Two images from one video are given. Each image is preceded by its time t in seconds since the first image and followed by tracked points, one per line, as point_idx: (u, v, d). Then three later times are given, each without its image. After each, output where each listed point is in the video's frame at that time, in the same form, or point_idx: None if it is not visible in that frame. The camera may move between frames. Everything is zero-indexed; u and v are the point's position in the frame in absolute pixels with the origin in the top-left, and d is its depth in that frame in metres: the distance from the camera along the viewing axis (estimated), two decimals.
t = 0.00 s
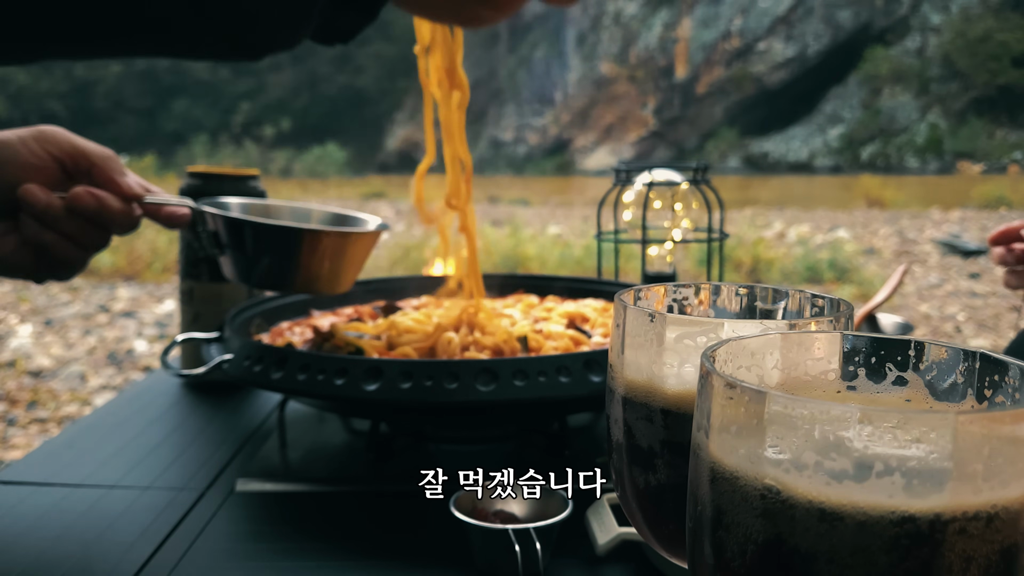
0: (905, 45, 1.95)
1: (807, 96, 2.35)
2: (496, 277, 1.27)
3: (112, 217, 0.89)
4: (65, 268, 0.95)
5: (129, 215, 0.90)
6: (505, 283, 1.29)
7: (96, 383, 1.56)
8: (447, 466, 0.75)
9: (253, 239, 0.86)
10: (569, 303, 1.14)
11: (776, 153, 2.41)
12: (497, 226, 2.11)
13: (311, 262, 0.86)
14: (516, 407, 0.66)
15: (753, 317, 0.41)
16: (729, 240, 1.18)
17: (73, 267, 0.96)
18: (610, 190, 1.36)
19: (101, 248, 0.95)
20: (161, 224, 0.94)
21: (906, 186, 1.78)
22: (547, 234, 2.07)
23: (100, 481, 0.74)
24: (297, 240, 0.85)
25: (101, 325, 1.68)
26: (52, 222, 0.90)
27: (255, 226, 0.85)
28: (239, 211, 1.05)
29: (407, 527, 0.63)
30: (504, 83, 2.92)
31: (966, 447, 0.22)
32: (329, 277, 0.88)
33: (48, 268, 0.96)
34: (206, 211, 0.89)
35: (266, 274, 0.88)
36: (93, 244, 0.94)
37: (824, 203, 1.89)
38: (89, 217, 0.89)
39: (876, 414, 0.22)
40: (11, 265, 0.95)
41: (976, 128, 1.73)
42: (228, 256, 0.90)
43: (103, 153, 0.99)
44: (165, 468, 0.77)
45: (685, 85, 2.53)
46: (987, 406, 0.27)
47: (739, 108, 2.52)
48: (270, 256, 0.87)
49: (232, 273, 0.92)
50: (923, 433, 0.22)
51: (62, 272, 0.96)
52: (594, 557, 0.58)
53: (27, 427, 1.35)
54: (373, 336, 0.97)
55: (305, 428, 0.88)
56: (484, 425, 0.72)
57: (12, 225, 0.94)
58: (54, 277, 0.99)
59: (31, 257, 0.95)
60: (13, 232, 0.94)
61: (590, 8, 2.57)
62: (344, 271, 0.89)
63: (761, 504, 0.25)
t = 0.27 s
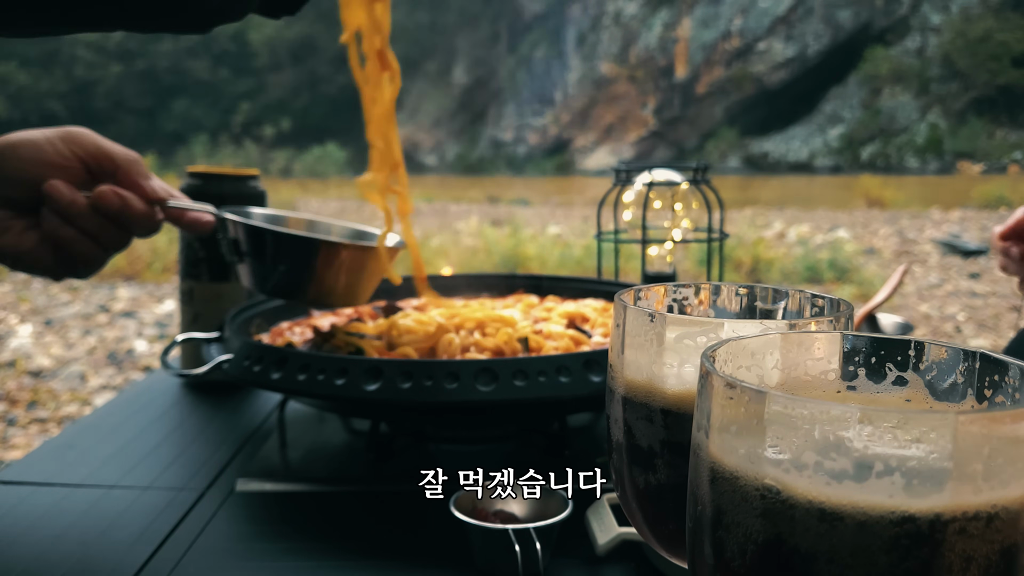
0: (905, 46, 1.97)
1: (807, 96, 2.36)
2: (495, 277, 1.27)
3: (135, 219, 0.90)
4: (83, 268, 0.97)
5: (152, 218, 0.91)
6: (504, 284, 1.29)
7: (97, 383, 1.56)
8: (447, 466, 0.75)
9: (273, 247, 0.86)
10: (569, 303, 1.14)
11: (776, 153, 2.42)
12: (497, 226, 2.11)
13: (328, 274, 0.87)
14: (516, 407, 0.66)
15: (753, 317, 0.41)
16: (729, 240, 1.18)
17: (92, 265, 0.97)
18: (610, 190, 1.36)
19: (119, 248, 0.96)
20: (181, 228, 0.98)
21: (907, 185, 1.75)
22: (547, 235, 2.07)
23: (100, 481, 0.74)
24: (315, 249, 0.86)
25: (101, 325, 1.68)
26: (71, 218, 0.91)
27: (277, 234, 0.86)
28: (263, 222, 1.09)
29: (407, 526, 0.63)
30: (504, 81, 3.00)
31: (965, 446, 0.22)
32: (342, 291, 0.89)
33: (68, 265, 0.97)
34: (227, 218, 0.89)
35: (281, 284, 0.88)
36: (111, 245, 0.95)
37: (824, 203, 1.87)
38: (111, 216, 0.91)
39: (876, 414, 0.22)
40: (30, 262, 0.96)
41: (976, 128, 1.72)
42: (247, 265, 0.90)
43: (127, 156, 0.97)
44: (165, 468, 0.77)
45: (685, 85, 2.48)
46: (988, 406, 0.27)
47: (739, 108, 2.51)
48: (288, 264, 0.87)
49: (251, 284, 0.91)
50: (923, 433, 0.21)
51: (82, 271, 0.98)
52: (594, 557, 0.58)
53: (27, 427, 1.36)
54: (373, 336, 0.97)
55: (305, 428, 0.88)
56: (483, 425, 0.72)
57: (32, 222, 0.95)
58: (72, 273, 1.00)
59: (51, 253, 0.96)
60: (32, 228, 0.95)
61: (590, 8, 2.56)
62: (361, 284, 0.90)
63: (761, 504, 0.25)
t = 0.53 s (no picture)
0: (905, 46, 1.97)
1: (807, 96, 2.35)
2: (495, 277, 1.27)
3: (134, 220, 0.91)
4: (83, 269, 0.97)
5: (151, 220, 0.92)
6: (505, 284, 1.29)
7: (97, 383, 1.56)
8: (447, 466, 0.75)
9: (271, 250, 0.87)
10: (569, 303, 1.14)
11: (776, 153, 2.39)
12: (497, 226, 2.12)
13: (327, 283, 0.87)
14: (516, 407, 0.66)
15: (753, 317, 0.41)
16: (729, 240, 1.18)
17: (91, 267, 0.97)
18: (610, 190, 1.36)
19: (119, 249, 0.96)
20: (179, 230, 0.98)
21: (908, 185, 1.74)
22: (547, 235, 2.07)
23: (100, 481, 0.74)
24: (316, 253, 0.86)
25: (101, 324, 1.68)
26: (71, 219, 0.91)
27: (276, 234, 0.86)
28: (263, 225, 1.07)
29: (407, 526, 0.63)
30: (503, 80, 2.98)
31: (965, 446, 0.22)
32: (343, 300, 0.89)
33: (68, 267, 0.98)
34: (226, 220, 0.90)
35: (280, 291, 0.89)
36: (111, 245, 0.95)
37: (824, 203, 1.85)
38: (112, 216, 0.92)
39: (877, 415, 0.22)
40: (30, 264, 0.96)
41: (976, 128, 1.75)
42: (246, 267, 0.91)
43: (126, 161, 0.97)
44: (165, 468, 0.77)
45: (685, 85, 2.49)
46: (988, 406, 0.27)
47: (738, 108, 2.51)
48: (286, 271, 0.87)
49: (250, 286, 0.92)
50: (923, 432, 0.21)
51: (81, 273, 0.98)
52: (594, 557, 0.58)
53: (27, 427, 1.38)
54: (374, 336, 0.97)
55: (305, 428, 0.88)
56: (483, 425, 0.72)
57: (32, 223, 0.95)
58: (72, 276, 1.00)
59: (51, 254, 0.96)
60: (32, 230, 0.94)
61: (589, 6, 2.54)
62: (358, 294, 0.90)
63: (761, 504, 0.25)
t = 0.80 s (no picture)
0: (904, 45, 2.02)
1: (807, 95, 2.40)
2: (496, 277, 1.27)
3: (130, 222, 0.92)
4: (76, 270, 0.96)
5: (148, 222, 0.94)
6: (505, 284, 1.29)
7: (97, 383, 1.56)
8: (447, 466, 0.75)
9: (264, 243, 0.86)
10: (569, 303, 1.14)
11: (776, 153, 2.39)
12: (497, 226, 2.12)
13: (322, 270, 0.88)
14: (517, 407, 0.66)
15: (752, 317, 0.41)
16: (729, 240, 1.18)
17: (85, 269, 0.97)
18: (610, 190, 1.36)
19: (112, 250, 0.98)
20: (169, 229, 0.98)
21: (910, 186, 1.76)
22: (547, 235, 2.08)
23: (100, 481, 0.74)
24: (309, 245, 0.86)
25: (101, 324, 1.69)
26: (67, 220, 0.91)
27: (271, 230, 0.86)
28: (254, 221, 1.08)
29: (406, 526, 0.63)
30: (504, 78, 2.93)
31: (966, 446, 0.22)
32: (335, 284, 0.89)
33: (64, 268, 0.95)
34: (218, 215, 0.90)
35: (274, 284, 0.88)
36: (106, 246, 0.97)
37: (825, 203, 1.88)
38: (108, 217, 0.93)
39: (877, 414, 0.22)
40: (25, 267, 0.92)
41: (976, 128, 1.76)
42: (240, 263, 0.90)
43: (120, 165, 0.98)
44: (165, 468, 0.77)
45: (685, 85, 2.51)
46: (987, 406, 0.27)
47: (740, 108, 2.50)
48: (281, 263, 0.87)
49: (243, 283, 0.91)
50: (923, 433, 0.22)
51: (74, 274, 0.97)
52: (594, 557, 0.58)
53: (26, 427, 1.37)
54: (373, 336, 0.97)
55: (305, 428, 0.88)
56: (483, 425, 0.72)
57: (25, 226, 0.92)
58: (66, 277, 0.97)
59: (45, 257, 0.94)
60: (28, 231, 0.91)
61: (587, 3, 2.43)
62: (353, 279, 0.91)
63: (761, 504, 0.25)
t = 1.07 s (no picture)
0: (904, 46, 1.97)
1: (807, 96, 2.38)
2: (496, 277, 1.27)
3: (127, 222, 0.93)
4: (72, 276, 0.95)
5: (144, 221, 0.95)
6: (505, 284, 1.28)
7: (97, 383, 1.56)
8: (447, 466, 0.75)
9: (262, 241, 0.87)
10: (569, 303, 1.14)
11: (776, 153, 2.38)
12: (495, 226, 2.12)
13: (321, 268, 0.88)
14: (516, 407, 0.66)
15: (753, 317, 0.41)
16: (728, 240, 1.18)
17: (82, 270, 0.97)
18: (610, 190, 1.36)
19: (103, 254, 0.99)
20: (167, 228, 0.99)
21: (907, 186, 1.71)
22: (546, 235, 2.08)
23: (99, 481, 0.74)
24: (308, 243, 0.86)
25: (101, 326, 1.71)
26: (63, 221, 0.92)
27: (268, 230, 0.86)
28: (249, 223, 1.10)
29: (406, 526, 0.63)
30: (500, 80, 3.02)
31: (966, 446, 0.22)
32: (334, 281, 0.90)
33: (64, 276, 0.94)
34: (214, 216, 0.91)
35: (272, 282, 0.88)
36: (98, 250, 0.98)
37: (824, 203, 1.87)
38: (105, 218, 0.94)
39: (877, 415, 0.22)
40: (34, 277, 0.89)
41: (976, 128, 1.69)
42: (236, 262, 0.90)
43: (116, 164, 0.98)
44: (165, 468, 0.77)
45: (685, 85, 2.53)
46: (988, 406, 0.27)
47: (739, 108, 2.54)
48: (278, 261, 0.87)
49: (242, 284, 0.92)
50: (924, 433, 0.21)
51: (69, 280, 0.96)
52: (594, 557, 0.58)
53: (27, 427, 1.35)
54: (373, 336, 0.97)
55: (305, 428, 0.88)
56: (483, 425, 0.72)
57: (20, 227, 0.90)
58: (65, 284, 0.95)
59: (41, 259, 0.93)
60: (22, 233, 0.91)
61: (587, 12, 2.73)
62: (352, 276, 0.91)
63: (761, 504, 0.25)
